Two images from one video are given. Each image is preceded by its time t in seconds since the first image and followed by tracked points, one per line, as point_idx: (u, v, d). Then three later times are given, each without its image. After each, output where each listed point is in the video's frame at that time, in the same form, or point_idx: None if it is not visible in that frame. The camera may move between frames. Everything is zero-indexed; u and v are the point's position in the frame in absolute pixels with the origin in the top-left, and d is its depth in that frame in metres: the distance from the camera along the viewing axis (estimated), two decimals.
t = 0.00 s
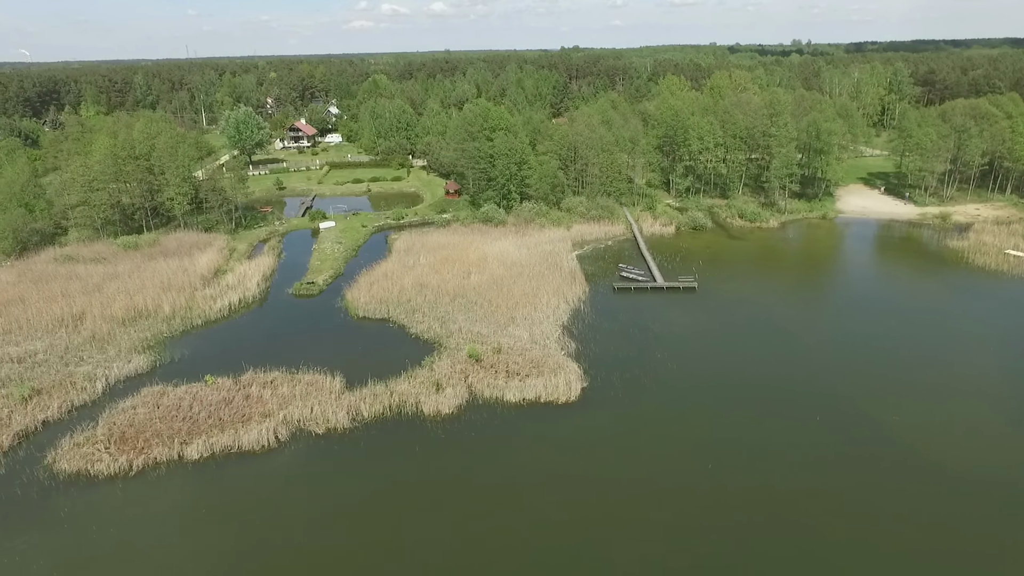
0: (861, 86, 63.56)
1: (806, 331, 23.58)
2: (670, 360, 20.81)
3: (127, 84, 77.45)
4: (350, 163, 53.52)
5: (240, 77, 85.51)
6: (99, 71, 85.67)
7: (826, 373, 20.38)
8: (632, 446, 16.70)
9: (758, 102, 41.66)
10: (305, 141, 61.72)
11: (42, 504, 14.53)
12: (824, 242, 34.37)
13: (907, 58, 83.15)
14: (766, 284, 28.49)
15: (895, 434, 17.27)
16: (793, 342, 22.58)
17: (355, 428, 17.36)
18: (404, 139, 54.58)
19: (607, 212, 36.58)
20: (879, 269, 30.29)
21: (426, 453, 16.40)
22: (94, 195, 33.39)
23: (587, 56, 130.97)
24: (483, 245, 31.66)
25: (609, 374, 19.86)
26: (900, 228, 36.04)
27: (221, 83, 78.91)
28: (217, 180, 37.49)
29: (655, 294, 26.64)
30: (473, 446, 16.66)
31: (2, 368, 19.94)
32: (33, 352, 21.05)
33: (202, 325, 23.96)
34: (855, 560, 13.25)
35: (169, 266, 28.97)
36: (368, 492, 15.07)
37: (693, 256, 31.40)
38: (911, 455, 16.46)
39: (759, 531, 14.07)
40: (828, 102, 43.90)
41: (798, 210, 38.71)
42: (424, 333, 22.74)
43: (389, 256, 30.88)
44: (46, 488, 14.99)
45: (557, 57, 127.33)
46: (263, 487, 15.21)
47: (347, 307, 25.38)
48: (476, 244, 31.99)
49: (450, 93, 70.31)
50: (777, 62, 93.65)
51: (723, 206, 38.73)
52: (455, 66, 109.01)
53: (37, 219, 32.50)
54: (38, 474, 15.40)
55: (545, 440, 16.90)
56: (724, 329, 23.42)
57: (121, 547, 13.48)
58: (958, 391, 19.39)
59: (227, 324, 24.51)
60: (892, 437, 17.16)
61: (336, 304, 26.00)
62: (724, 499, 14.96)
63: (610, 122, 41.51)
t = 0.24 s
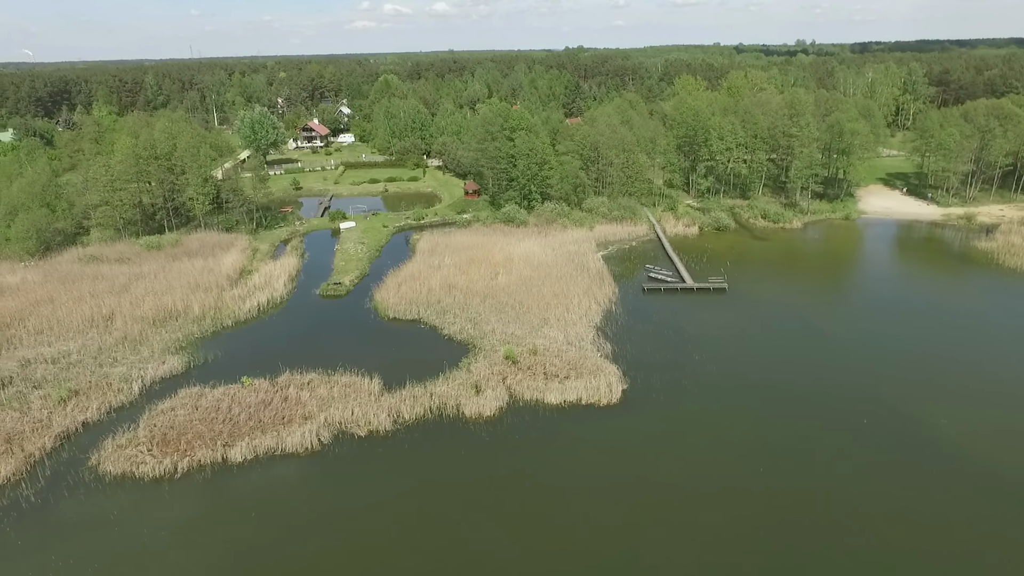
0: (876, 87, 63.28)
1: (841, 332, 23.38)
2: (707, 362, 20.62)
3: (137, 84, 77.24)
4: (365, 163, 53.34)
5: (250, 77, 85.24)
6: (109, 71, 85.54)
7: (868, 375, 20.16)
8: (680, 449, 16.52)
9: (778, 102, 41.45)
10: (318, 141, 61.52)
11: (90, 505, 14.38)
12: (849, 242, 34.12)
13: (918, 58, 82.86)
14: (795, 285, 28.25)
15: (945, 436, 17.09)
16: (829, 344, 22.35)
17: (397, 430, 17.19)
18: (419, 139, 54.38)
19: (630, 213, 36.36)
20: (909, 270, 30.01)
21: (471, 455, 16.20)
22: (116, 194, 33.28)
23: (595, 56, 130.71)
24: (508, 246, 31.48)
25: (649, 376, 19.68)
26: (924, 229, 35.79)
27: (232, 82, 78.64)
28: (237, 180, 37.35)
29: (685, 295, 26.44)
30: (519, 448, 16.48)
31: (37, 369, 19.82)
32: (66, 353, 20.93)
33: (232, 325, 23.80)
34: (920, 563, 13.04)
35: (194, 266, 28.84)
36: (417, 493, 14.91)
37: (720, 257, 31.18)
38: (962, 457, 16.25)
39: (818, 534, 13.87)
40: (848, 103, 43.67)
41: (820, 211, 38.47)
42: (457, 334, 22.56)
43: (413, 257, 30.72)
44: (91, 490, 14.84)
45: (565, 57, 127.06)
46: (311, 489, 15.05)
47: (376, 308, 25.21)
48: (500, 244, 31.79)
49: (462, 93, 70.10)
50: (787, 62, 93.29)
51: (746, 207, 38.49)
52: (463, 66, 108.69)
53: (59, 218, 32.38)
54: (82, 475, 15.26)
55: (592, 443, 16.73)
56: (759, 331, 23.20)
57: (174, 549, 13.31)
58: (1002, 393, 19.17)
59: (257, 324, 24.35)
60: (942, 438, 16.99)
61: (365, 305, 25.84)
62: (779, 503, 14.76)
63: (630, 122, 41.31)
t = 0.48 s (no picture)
0: (918, 87, 61.84)
1: (901, 338, 22.75)
2: (766, 367, 20.20)
3: (174, 83, 78.48)
4: (400, 162, 53.49)
5: (283, 76, 86.03)
6: (146, 70, 87.01)
7: (935, 382, 19.62)
8: (747, 456, 16.14)
9: (824, 103, 40.64)
10: (352, 140, 61.88)
11: (160, 499, 14.49)
12: (899, 245, 33.31)
13: (960, 57, 80.81)
14: (847, 288, 27.61)
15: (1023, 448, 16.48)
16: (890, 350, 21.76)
17: (457, 431, 17.06)
18: (454, 139, 54.36)
19: (672, 215, 35.93)
20: (965, 274, 29.15)
21: (533, 457, 16.03)
22: (164, 191, 33.76)
23: (624, 56, 129.90)
24: (551, 246, 31.28)
25: (708, 382, 19.31)
26: (978, 232, 34.80)
27: (266, 81, 79.44)
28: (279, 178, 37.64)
29: (736, 299, 25.98)
30: (582, 452, 16.26)
31: (99, 363, 20.12)
32: (125, 348, 21.21)
33: (283, 322, 23.89)
34: None
35: (242, 263, 29.11)
36: (482, 494, 14.77)
37: (767, 260, 30.61)
38: None
39: (899, 546, 13.40)
40: (895, 103, 42.68)
41: (868, 214, 37.63)
42: (508, 335, 22.39)
43: (457, 256, 30.63)
44: (159, 484, 14.96)
45: (594, 57, 126.46)
46: (375, 488, 14.98)
47: (424, 308, 25.16)
48: (543, 245, 31.60)
49: (494, 93, 70.02)
50: (822, 61, 91.62)
51: (790, 210, 37.80)
52: (492, 66, 108.57)
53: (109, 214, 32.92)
54: (150, 470, 15.41)
55: (656, 448, 16.44)
56: (815, 336, 22.69)
57: (245, 544, 13.31)
58: None
59: (306, 321, 24.44)
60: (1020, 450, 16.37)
61: (412, 304, 25.81)
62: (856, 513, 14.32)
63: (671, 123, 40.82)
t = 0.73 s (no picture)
0: (1001, 89, 58.67)
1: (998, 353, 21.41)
2: (854, 380, 19.33)
3: (240, 81, 80.90)
4: (459, 161, 53.75)
5: (343, 75, 87.64)
6: (213, 68, 90.00)
7: None
8: (842, 472, 15.43)
9: (904, 105, 38.88)
10: (411, 138, 62.56)
11: (250, 487, 14.78)
12: (987, 255, 31.52)
13: None
14: (934, 299, 26.23)
15: None
16: (988, 365, 20.52)
17: (537, 434, 16.86)
18: (513, 138, 54.29)
19: (740, 219, 34.96)
20: None
21: (616, 463, 15.69)
22: (238, 186, 34.76)
23: (678, 56, 127.60)
24: (617, 248, 30.83)
25: (794, 394, 18.60)
26: None
27: (327, 79, 81.11)
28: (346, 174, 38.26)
29: (815, 308, 25.03)
30: (667, 461, 15.83)
31: (185, 353, 20.78)
32: (208, 338, 21.84)
33: (355, 317, 24.19)
34: None
35: (313, 258, 29.67)
36: (566, 498, 14.52)
37: (844, 268, 29.42)
38: None
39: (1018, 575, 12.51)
40: (981, 106, 40.52)
41: (950, 223, 35.80)
42: (581, 338, 22.11)
43: (523, 256, 30.49)
44: (249, 473, 15.27)
45: (648, 56, 124.70)
46: (460, 486, 14.90)
47: (493, 308, 25.07)
48: (610, 246, 31.17)
49: (551, 93, 69.74)
50: (891, 62, 87.93)
51: (866, 216, 36.29)
52: (546, 65, 108.22)
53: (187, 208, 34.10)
54: (240, 458, 15.77)
55: (744, 459, 15.87)
56: (904, 348, 21.61)
57: (334, 535, 13.39)
58: None
59: (377, 317, 24.67)
60: None
61: (481, 304, 25.78)
62: (971, 538, 13.43)
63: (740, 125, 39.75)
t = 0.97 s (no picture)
0: None
1: None
2: (979, 407, 17.84)
3: (325, 79, 83.70)
4: (537, 160, 53.62)
5: (422, 74, 89.25)
6: (301, 66, 93.53)
7: None
8: (972, 505, 14.20)
9: None
10: (488, 137, 62.95)
11: (352, 478, 15.04)
12: None
13: None
14: None
15: None
16: None
17: (634, 444, 16.39)
18: (592, 139, 53.68)
19: (837, 228, 33.18)
20: None
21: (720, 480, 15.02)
22: (329, 181, 35.82)
23: (761, 56, 123.16)
24: (706, 254, 29.84)
25: (911, 418, 17.36)
26: None
27: (407, 78, 82.81)
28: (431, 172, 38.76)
29: (926, 326, 23.38)
30: (775, 481, 15.02)
31: (284, 342, 21.51)
32: (304, 328, 22.54)
33: (443, 314, 24.38)
34: None
35: (401, 253, 30.15)
36: (669, 513, 13.98)
37: (957, 284, 27.39)
38: None
39: None
40: None
41: None
42: (674, 346, 21.46)
43: (608, 259, 29.98)
44: (350, 465, 15.53)
45: (728, 57, 120.95)
46: (558, 492, 14.63)
47: (581, 310, 24.71)
48: (698, 252, 30.21)
49: (630, 94, 68.61)
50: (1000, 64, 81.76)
51: (978, 230, 33.72)
52: (623, 65, 106.71)
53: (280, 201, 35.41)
54: (341, 449, 16.09)
55: (860, 483, 14.88)
56: None
57: (435, 532, 13.35)
58: None
59: (465, 315, 24.76)
60: None
61: (568, 306, 25.46)
62: None
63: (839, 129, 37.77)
